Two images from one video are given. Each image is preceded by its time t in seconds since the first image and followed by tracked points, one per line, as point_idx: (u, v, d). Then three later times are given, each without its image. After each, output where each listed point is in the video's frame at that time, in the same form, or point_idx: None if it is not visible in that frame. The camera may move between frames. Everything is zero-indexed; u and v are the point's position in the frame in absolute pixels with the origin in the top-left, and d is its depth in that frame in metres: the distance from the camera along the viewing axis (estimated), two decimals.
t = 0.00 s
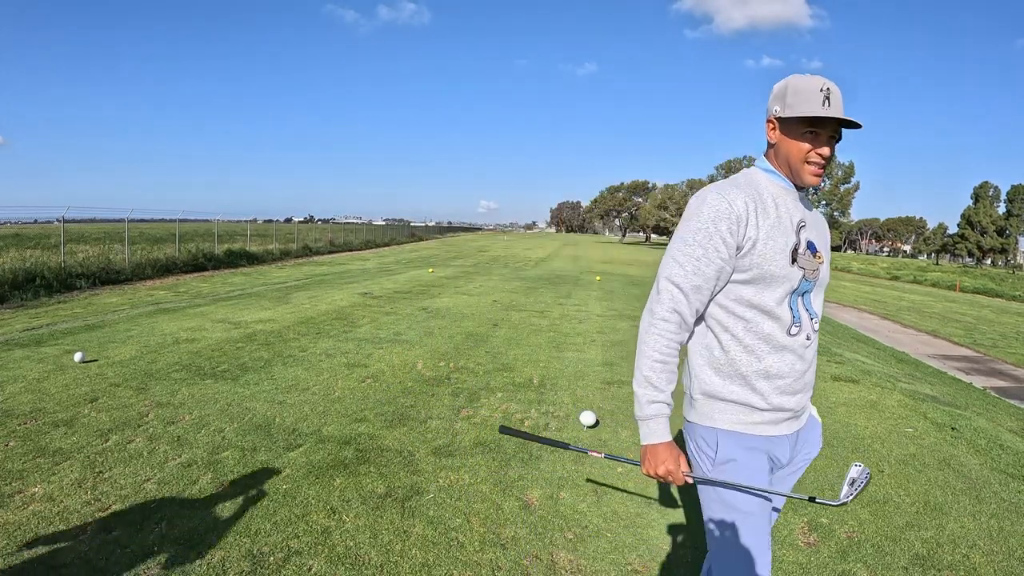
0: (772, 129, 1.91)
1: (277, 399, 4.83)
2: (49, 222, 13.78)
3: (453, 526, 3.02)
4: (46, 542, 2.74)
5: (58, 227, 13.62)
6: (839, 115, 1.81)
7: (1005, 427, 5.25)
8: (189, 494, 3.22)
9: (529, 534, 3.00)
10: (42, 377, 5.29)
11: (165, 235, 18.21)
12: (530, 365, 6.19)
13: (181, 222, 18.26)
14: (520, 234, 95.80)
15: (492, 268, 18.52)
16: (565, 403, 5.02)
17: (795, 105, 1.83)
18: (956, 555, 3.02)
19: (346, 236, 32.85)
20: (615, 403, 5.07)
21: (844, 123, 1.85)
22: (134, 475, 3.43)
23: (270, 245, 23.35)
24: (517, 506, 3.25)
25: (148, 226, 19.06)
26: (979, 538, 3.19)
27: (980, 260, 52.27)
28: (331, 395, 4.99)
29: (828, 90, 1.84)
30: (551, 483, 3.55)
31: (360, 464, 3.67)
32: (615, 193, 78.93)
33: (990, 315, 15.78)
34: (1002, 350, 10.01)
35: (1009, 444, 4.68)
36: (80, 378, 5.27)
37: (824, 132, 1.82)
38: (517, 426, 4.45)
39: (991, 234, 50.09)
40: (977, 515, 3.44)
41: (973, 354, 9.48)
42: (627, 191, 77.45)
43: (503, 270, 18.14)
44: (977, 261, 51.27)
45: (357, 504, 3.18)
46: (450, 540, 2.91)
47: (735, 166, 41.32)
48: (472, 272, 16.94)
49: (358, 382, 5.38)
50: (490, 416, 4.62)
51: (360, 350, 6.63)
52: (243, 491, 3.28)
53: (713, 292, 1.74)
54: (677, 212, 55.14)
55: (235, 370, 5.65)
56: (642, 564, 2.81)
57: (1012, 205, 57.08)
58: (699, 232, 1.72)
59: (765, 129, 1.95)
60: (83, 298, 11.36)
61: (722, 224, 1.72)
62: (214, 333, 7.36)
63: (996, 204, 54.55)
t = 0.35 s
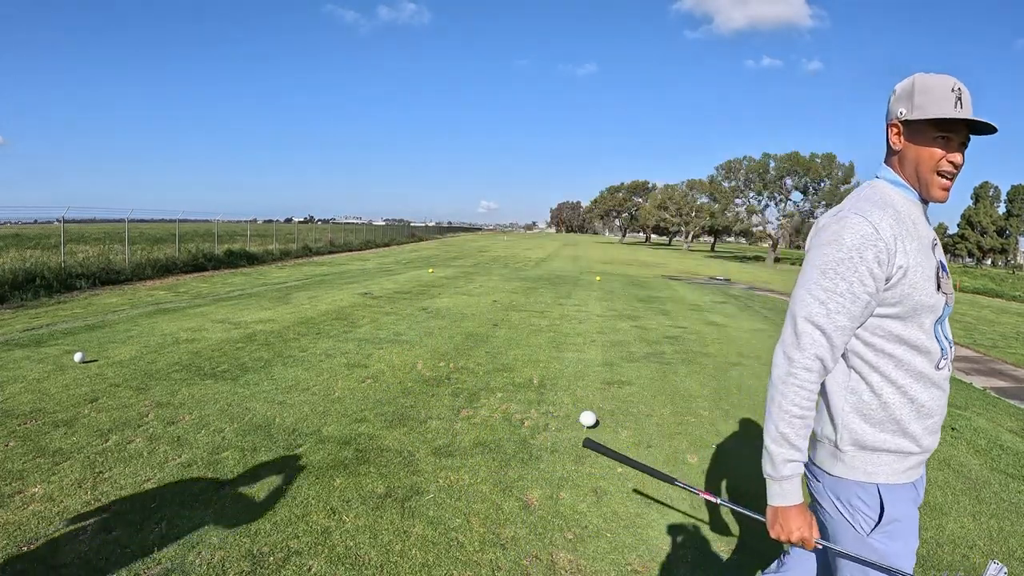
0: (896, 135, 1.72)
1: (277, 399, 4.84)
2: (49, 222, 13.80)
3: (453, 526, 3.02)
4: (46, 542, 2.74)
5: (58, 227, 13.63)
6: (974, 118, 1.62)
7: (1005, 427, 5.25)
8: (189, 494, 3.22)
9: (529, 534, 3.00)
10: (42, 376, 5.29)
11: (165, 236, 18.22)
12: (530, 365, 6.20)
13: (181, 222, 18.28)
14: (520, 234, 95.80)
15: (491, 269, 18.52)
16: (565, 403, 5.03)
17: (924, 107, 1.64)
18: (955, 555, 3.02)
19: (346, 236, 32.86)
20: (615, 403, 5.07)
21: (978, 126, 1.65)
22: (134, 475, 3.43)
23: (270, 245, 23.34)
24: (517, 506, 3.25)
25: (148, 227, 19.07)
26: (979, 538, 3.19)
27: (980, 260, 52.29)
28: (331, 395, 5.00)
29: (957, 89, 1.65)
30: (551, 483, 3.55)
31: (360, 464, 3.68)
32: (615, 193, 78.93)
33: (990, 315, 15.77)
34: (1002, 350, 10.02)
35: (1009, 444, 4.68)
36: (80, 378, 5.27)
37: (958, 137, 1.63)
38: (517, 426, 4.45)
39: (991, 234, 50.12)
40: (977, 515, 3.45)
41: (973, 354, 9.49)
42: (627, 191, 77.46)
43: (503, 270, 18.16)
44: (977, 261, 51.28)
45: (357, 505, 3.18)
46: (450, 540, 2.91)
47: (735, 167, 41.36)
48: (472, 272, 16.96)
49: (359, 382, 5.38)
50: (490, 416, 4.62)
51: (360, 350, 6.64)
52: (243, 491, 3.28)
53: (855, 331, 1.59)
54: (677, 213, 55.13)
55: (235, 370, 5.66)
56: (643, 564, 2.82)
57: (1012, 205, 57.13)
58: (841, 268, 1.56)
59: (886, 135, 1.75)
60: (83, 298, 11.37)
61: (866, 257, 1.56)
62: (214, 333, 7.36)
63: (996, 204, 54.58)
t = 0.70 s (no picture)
0: None
1: (278, 399, 4.84)
2: (49, 222, 13.80)
3: (453, 526, 3.02)
4: (46, 542, 2.74)
5: (59, 227, 13.64)
6: None
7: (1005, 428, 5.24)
8: (190, 494, 3.22)
9: (529, 534, 3.00)
10: (42, 376, 5.29)
11: (165, 236, 18.23)
12: (530, 365, 6.20)
13: (181, 222, 18.29)
14: (520, 234, 95.69)
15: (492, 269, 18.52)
16: (566, 403, 5.02)
17: None
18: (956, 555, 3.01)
19: (346, 236, 32.86)
20: (616, 403, 5.07)
21: None
22: (135, 474, 3.43)
23: (270, 245, 23.35)
24: (517, 506, 3.25)
25: (148, 227, 19.08)
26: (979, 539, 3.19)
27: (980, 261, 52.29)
28: (331, 395, 4.99)
29: None
30: (551, 483, 3.55)
31: (359, 464, 3.68)
32: (615, 193, 78.96)
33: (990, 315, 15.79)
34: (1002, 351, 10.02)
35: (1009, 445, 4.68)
36: (80, 378, 5.27)
37: None
38: (517, 426, 4.44)
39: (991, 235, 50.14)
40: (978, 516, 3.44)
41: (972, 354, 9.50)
42: (627, 191, 77.44)
43: (503, 270, 18.16)
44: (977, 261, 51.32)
45: (357, 504, 3.18)
46: (450, 540, 2.91)
47: (735, 167, 41.36)
48: (472, 272, 16.96)
49: (358, 382, 5.38)
50: (490, 416, 4.62)
51: (360, 350, 6.63)
52: (244, 490, 3.28)
53: None
54: (677, 213, 55.12)
55: (235, 370, 5.65)
56: (643, 564, 2.81)
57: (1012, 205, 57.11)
58: None
59: None
60: (83, 298, 11.38)
61: None
62: (214, 333, 7.36)
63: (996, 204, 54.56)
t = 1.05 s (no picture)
0: None
1: (278, 398, 4.84)
2: (50, 222, 13.81)
3: (454, 526, 3.02)
4: (46, 542, 2.74)
5: (59, 227, 13.64)
6: None
7: (1005, 428, 5.24)
8: (190, 494, 3.22)
9: (530, 534, 2.99)
10: (42, 376, 5.29)
11: (166, 236, 18.24)
12: (530, 365, 6.20)
13: (182, 222, 18.28)
14: (521, 233, 95.69)
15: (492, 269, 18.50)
16: (567, 403, 5.02)
17: None
18: (956, 556, 3.01)
19: (346, 235, 32.88)
20: (616, 403, 5.06)
21: None
22: (135, 474, 3.43)
23: (270, 245, 23.36)
24: (518, 506, 3.24)
25: (148, 226, 19.08)
26: (979, 539, 3.19)
27: (981, 261, 52.26)
28: (331, 395, 4.99)
29: None
30: (552, 483, 3.55)
31: (360, 464, 3.67)
32: (616, 193, 78.93)
33: (990, 315, 15.78)
34: (1002, 351, 10.01)
35: (1010, 445, 4.69)
36: (80, 377, 5.27)
37: None
38: (518, 426, 4.44)
39: (991, 236, 50.14)
40: (977, 516, 3.44)
41: (972, 354, 9.50)
42: (628, 191, 77.37)
43: (504, 270, 18.16)
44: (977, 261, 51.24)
45: (357, 504, 3.18)
46: (451, 540, 2.90)
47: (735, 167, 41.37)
48: (472, 272, 16.97)
49: (359, 382, 5.37)
50: (491, 416, 4.62)
51: (360, 349, 6.63)
52: (244, 490, 3.28)
53: None
54: (678, 213, 55.05)
55: (235, 370, 5.65)
56: (644, 564, 2.81)
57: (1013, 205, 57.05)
58: None
59: None
60: (84, 298, 11.38)
61: None
62: (214, 332, 7.36)
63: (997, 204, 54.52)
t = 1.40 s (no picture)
0: None
1: (278, 398, 4.83)
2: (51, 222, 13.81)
3: (454, 526, 3.01)
4: (45, 542, 2.73)
5: (60, 226, 13.64)
6: None
7: (1005, 428, 5.23)
8: (190, 494, 3.21)
9: (531, 534, 2.98)
10: (42, 375, 5.28)
11: (167, 236, 18.24)
12: (531, 365, 6.19)
13: (182, 222, 18.28)
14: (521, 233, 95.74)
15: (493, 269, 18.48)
16: (568, 403, 5.00)
17: None
18: (956, 556, 3.00)
19: (347, 235, 32.87)
20: (617, 403, 5.05)
21: None
22: (134, 474, 3.42)
23: (271, 245, 23.35)
24: (518, 507, 3.23)
25: (149, 226, 19.08)
26: (979, 539, 3.17)
27: (981, 261, 52.26)
28: (331, 394, 4.98)
29: None
30: (552, 483, 3.54)
31: (360, 464, 3.66)
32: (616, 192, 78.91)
33: (991, 315, 15.77)
34: (1002, 351, 10.00)
35: (1010, 445, 4.67)
36: (80, 377, 5.26)
37: None
38: (518, 426, 4.43)
39: (992, 236, 50.12)
40: (978, 517, 3.42)
41: (972, 354, 9.50)
42: (629, 190, 77.30)
43: (504, 269, 18.15)
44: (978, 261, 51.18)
45: (357, 504, 3.17)
46: (451, 540, 2.90)
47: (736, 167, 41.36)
48: (473, 271, 16.96)
49: (359, 381, 5.36)
50: (491, 415, 4.61)
51: (361, 349, 6.62)
52: (244, 490, 3.27)
53: None
54: (679, 213, 54.99)
55: (236, 369, 5.64)
56: (644, 565, 2.80)
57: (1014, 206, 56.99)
58: None
59: None
60: (84, 298, 11.37)
61: None
62: (215, 332, 7.35)
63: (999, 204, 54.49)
